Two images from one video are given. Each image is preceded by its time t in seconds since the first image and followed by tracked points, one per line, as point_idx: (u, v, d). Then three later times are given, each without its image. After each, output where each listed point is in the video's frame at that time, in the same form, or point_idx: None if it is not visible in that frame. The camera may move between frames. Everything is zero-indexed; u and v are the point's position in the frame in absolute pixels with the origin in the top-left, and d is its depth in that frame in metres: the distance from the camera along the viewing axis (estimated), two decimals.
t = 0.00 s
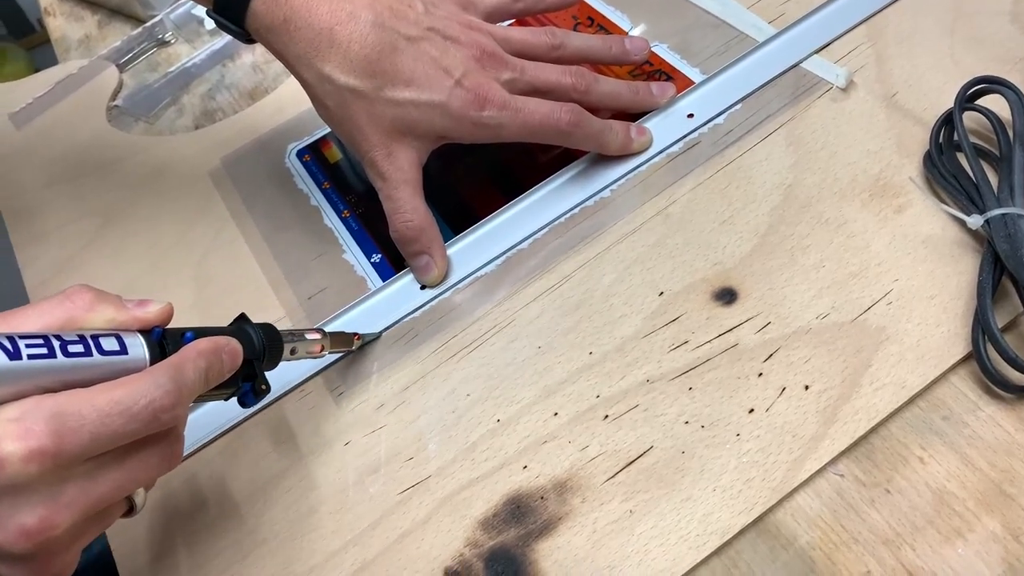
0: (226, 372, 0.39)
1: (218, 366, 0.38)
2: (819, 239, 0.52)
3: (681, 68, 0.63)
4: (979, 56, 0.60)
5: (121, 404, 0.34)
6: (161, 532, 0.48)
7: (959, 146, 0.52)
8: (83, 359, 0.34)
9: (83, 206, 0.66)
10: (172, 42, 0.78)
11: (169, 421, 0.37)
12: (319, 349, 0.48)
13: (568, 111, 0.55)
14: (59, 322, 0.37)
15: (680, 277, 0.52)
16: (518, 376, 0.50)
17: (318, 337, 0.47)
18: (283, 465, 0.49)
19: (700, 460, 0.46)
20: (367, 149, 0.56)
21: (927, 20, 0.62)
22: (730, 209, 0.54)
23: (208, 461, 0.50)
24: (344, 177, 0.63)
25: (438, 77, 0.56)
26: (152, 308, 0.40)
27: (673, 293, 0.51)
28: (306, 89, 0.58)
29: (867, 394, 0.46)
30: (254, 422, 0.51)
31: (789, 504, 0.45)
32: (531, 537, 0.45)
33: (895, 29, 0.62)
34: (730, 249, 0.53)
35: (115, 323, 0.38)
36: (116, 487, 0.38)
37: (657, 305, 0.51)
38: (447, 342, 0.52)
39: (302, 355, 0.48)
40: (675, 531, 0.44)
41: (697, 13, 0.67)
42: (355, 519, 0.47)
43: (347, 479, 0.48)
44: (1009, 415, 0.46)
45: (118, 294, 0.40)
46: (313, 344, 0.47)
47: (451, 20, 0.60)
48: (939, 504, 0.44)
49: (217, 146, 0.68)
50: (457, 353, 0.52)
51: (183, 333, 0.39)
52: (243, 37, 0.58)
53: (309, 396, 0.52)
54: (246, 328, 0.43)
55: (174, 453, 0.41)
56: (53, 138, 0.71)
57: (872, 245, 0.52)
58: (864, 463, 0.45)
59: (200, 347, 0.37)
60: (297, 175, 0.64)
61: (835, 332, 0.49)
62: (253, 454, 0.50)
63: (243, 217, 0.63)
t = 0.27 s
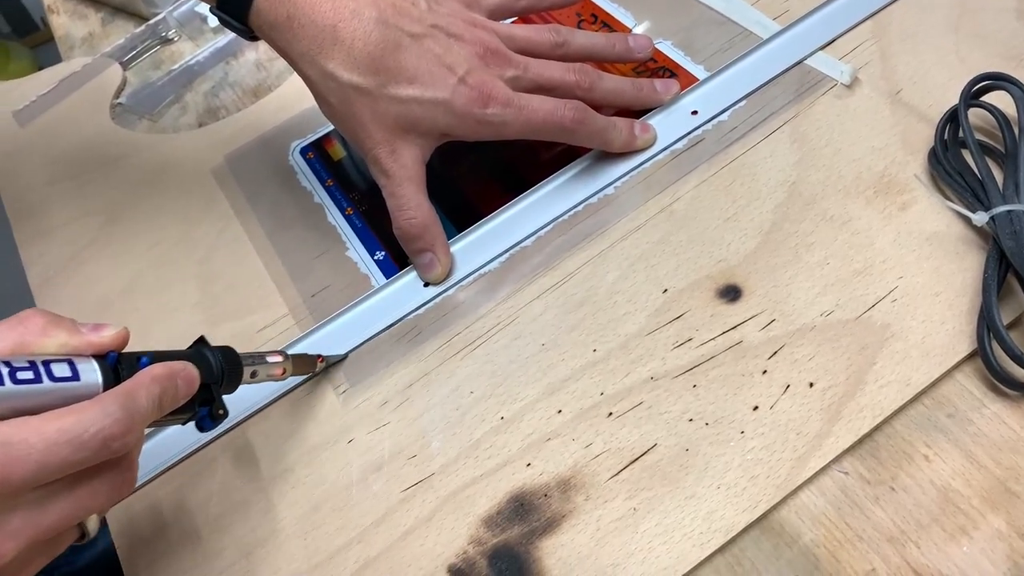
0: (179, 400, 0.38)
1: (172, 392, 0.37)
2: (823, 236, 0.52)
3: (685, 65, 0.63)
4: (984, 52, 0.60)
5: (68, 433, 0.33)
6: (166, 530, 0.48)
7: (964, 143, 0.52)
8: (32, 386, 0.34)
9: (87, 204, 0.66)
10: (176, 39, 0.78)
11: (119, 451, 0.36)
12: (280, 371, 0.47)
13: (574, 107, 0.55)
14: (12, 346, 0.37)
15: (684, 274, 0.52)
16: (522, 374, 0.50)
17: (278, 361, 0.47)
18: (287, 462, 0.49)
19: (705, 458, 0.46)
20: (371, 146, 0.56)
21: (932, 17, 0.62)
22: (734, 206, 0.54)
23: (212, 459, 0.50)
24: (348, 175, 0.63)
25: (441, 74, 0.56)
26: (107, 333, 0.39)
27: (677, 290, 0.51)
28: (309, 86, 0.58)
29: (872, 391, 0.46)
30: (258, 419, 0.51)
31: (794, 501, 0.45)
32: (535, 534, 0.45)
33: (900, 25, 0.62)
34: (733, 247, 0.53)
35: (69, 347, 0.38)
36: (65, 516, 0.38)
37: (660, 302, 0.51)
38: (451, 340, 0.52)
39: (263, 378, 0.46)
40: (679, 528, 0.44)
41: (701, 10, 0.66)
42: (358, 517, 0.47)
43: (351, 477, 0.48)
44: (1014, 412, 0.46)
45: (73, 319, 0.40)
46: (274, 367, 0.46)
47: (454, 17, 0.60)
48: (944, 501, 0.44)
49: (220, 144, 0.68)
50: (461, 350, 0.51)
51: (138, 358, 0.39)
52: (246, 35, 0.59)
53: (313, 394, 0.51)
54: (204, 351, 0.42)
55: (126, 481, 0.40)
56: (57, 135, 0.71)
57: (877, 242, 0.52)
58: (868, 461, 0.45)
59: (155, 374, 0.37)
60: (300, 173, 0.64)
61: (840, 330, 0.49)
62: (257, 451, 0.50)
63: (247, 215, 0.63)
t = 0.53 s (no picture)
0: (126, 429, 0.36)
1: (117, 421, 0.35)
2: (824, 234, 0.52)
3: (687, 63, 0.63)
4: (986, 49, 0.59)
5: None
6: (168, 528, 0.48)
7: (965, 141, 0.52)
8: None
9: (89, 202, 0.66)
10: (177, 38, 0.78)
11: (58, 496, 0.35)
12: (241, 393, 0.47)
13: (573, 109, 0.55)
14: None
15: (685, 272, 0.52)
16: (522, 372, 0.50)
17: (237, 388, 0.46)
18: (288, 460, 0.49)
19: (705, 456, 0.45)
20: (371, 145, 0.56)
21: (935, 14, 0.62)
22: (735, 204, 0.54)
23: (212, 458, 0.50)
24: (349, 173, 0.63)
25: (441, 72, 0.56)
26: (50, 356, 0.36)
27: (678, 289, 0.51)
28: (310, 84, 0.58)
29: (873, 389, 0.46)
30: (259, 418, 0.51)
31: (795, 499, 0.45)
32: (535, 533, 0.45)
33: (901, 22, 0.62)
34: (734, 245, 0.52)
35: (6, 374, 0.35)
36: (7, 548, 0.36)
37: (661, 300, 0.51)
38: (452, 338, 0.52)
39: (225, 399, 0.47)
40: (680, 526, 0.44)
41: (702, 8, 0.66)
42: (359, 515, 0.47)
43: (352, 475, 0.48)
44: (1015, 411, 0.45)
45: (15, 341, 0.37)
46: (236, 389, 0.46)
47: (455, 15, 0.60)
48: (945, 500, 0.43)
49: (221, 143, 0.68)
50: (461, 349, 0.51)
51: (87, 384, 0.36)
52: (247, 32, 0.59)
53: (313, 392, 0.51)
54: (160, 373, 0.40)
55: (68, 516, 0.38)
56: (59, 134, 0.71)
57: (878, 240, 0.51)
58: (870, 459, 0.45)
59: (98, 405, 0.34)
60: (301, 171, 0.64)
61: (842, 328, 0.48)
62: (258, 450, 0.50)
63: (248, 214, 0.63)
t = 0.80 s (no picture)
0: (474, 157, 0.32)
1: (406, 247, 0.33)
2: (822, 233, 0.52)
3: (685, 62, 0.63)
4: (985, 48, 0.59)
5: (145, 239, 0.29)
6: (166, 527, 0.48)
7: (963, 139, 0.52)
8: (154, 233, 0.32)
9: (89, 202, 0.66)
10: (176, 39, 0.78)
11: (331, 334, 0.32)
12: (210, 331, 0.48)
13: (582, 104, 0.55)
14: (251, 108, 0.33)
15: (682, 272, 0.52)
16: (520, 371, 0.50)
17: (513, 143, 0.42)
18: (286, 460, 0.49)
19: (702, 456, 0.45)
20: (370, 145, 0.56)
21: (934, 13, 0.61)
22: (733, 203, 0.54)
23: (210, 457, 0.50)
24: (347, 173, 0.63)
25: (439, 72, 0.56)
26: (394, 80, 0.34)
27: (675, 288, 0.51)
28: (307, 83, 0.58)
29: (870, 389, 0.46)
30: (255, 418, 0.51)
31: (792, 499, 0.45)
32: (533, 533, 0.45)
33: (900, 21, 0.62)
34: (732, 244, 0.52)
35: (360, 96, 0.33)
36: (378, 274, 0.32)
37: (659, 300, 0.51)
38: (449, 338, 0.52)
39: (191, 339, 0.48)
40: (677, 526, 0.44)
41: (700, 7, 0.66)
42: (356, 515, 0.47)
43: (350, 474, 0.48)
44: (1012, 409, 0.45)
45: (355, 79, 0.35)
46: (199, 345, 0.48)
47: (452, 15, 0.60)
48: (943, 499, 0.43)
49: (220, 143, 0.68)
50: (459, 348, 0.51)
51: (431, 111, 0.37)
52: (245, 31, 0.59)
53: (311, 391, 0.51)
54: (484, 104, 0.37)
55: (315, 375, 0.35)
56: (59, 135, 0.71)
57: (875, 239, 0.51)
58: (867, 458, 0.45)
59: (447, 129, 0.30)
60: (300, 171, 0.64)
61: (840, 326, 0.48)
62: (256, 449, 0.50)
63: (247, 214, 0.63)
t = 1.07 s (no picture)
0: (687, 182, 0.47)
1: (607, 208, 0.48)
2: (817, 238, 0.52)
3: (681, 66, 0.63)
4: (981, 54, 0.59)
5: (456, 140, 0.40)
6: (164, 533, 0.48)
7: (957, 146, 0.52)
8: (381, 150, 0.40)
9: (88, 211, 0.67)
10: (174, 45, 0.78)
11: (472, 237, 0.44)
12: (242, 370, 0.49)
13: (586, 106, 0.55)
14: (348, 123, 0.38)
15: (678, 278, 0.52)
16: (517, 378, 0.50)
17: (667, 123, 0.43)
18: (283, 467, 0.49)
19: (697, 462, 0.46)
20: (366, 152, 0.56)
21: (929, 19, 0.61)
22: (728, 209, 0.54)
23: (208, 463, 0.50)
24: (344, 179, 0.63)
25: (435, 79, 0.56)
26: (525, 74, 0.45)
27: (671, 294, 0.51)
28: (304, 90, 0.59)
29: (865, 395, 0.46)
30: (253, 424, 0.51)
31: (787, 505, 0.45)
32: (529, 539, 0.45)
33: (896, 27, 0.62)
34: (728, 250, 0.53)
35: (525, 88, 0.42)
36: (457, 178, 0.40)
37: (655, 306, 0.51)
38: (446, 344, 0.52)
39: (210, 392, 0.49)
40: (672, 532, 0.44)
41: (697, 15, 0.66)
42: (353, 521, 0.47)
43: (347, 481, 0.48)
44: (1007, 415, 0.46)
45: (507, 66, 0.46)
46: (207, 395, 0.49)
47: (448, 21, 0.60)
48: (937, 504, 0.44)
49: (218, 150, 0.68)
50: (456, 355, 0.52)
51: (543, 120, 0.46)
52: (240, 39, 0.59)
53: (309, 398, 0.52)
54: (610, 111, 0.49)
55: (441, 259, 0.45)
56: (58, 143, 0.71)
57: (870, 244, 0.52)
58: (862, 464, 0.45)
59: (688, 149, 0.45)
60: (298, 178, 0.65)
61: (834, 332, 0.49)
62: (254, 455, 0.50)
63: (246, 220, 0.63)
